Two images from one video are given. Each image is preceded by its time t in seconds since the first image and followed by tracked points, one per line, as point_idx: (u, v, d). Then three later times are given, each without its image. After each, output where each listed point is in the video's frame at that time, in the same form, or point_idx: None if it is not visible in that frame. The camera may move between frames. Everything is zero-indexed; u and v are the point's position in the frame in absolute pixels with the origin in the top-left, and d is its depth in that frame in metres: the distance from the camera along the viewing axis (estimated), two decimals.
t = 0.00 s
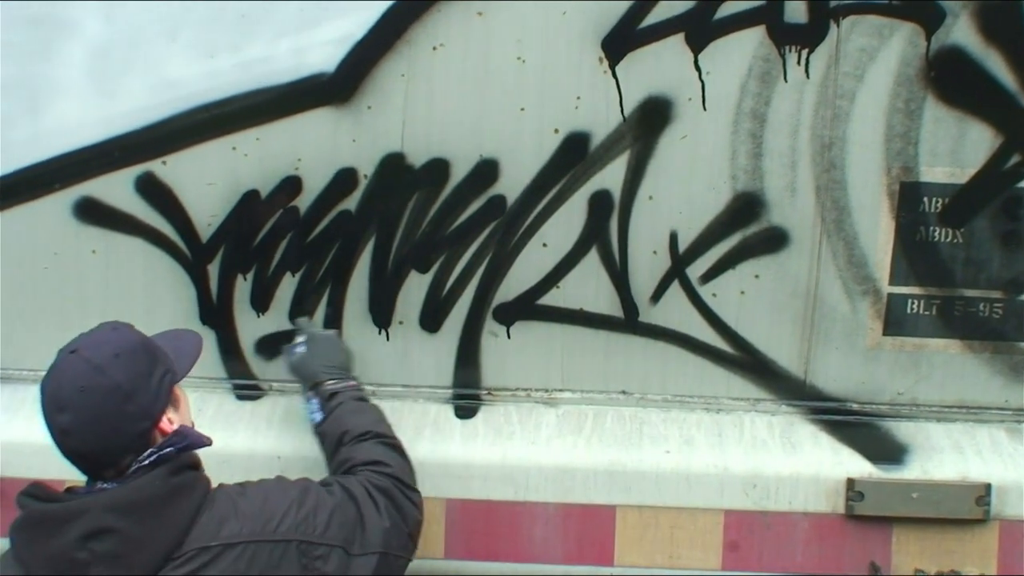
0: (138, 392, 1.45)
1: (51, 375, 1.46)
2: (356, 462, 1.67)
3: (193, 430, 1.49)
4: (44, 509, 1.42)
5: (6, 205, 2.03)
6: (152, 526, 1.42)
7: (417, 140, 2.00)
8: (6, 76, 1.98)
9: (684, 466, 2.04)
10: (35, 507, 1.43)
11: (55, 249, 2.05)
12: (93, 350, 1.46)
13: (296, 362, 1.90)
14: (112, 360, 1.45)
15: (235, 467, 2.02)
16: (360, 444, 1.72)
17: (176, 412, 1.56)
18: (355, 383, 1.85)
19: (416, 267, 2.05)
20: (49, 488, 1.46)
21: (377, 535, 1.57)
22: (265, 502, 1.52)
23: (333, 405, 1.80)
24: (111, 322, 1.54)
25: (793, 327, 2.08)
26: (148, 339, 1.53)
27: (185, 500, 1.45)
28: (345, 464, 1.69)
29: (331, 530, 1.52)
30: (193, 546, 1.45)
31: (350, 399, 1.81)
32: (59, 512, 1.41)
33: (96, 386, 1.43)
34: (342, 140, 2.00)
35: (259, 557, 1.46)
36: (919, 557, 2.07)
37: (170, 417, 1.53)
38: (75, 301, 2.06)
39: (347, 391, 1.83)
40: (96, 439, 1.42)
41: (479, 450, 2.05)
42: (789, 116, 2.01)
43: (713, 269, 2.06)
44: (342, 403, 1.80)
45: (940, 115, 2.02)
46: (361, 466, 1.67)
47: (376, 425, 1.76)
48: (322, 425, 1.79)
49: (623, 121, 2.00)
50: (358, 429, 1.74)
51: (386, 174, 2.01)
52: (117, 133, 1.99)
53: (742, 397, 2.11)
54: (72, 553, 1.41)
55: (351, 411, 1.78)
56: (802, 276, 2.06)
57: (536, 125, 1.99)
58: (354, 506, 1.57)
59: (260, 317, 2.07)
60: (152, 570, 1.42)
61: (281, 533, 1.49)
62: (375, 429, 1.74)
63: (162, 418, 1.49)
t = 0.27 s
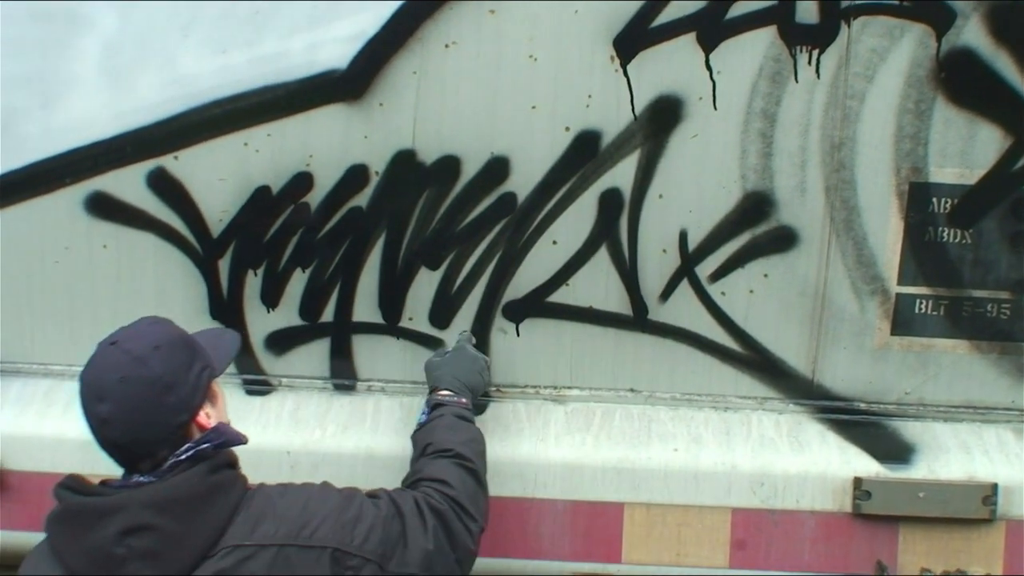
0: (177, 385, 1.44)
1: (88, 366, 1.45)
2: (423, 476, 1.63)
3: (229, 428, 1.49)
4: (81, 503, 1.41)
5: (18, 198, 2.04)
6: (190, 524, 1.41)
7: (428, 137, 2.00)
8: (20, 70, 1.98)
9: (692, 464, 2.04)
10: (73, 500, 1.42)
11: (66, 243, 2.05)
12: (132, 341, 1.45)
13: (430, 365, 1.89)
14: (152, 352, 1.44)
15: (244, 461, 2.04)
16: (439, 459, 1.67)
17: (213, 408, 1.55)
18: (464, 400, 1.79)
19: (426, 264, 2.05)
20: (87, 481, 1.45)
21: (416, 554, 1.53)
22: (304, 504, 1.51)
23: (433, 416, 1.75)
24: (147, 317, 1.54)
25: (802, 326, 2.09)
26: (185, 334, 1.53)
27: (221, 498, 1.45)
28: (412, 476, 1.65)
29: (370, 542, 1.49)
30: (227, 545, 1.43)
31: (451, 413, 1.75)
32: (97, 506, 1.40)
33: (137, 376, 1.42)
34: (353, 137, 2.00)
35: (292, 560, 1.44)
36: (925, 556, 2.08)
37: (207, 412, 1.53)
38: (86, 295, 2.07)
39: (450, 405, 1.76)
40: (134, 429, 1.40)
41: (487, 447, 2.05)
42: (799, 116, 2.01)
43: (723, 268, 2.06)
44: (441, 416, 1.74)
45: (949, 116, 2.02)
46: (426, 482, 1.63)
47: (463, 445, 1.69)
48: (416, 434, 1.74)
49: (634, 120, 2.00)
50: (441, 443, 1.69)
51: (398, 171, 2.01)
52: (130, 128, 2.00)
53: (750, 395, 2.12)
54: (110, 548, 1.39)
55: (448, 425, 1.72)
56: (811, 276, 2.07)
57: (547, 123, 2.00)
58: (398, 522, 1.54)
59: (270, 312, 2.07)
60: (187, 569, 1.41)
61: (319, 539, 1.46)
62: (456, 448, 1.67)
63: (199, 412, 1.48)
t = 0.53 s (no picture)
0: (218, 379, 1.47)
1: (132, 358, 1.48)
2: (425, 466, 1.70)
3: (269, 423, 1.50)
4: (119, 502, 1.44)
5: (24, 195, 2.04)
6: (228, 524, 1.44)
7: (436, 135, 2.00)
8: (28, 67, 1.98)
9: (698, 463, 2.05)
10: (110, 500, 1.45)
11: (73, 239, 2.05)
12: (176, 335, 1.48)
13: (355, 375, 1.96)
14: (194, 346, 1.47)
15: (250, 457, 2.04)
16: (428, 449, 1.75)
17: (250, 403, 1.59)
18: (416, 390, 1.89)
19: (433, 262, 2.06)
20: (123, 480, 1.48)
21: (446, 540, 1.58)
22: (337, 504, 1.54)
23: (399, 411, 1.83)
24: (189, 311, 1.56)
25: (808, 326, 2.09)
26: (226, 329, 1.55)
27: (259, 499, 1.47)
28: (412, 467, 1.72)
29: (402, 536, 1.54)
30: (265, 546, 1.46)
31: (415, 406, 1.84)
32: (136, 506, 1.43)
33: (180, 370, 1.45)
34: (361, 135, 2.00)
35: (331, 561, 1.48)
36: (930, 556, 2.08)
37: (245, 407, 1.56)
38: (93, 292, 2.07)
39: (410, 398, 1.86)
40: (175, 422, 1.43)
41: (493, 445, 2.06)
42: (807, 116, 2.02)
43: (729, 267, 2.07)
44: (409, 409, 1.83)
45: (956, 117, 2.03)
46: (430, 471, 1.69)
47: (442, 431, 1.78)
48: (389, 430, 1.81)
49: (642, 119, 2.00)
50: (424, 435, 1.76)
51: (406, 169, 2.01)
52: (138, 124, 2.00)
53: (755, 395, 2.12)
54: (149, 548, 1.42)
55: (417, 417, 1.81)
56: (817, 276, 2.07)
57: (555, 122, 2.00)
58: (425, 514, 1.59)
59: (277, 310, 2.08)
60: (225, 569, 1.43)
61: (355, 538, 1.50)
62: (440, 435, 1.76)
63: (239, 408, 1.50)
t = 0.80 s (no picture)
0: (224, 375, 1.47)
1: (135, 357, 1.47)
2: (417, 446, 1.72)
3: (277, 417, 1.50)
4: (129, 501, 1.43)
5: (26, 193, 2.03)
6: (238, 519, 1.43)
7: (438, 128, 2.00)
8: (29, 64, 1.97)
9: (703, 452, 2.05)
10: (120, 498, 1.44)
11: (76, 237, 2.05)
12: (179, 332, 1.48)
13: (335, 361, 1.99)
14: (199, 343, 1.47)
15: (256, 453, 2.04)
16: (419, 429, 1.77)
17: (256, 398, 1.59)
18: (399, 369, 1.91)
19: (436, 256, 2.06)
20: (132, 479, 1.47)
21: (450, 517, 1.60)
22: (346, 492, 1.54)
23: (384, 393, 1.85)
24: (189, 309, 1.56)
25: (811, 314, 2.10)
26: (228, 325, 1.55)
27: (268, 491, 1.47)
28: (406, 448, 1.73)
29: (408, 518, 1.55)
30: (276, 538, 1.47)
31: (399, 385, 1.86)
32: (146, 504, 1.42)
33: (185, 367, 1.44)
34: (363, 128, 2.00)
35: (341, 549, 1.49)
36: (936, 542, 2.09)
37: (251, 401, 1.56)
38: (97, 289, 2.07)
39: (393, 379, 1.88)
40: (182, 419, 1.43)
41: (499, 437, 2.06)
42: (808, 105, 2.02)
43: (732, 257, 2.07)
44: (393, 390, 1.85)
45: (957, 104, 2.03)
46: (423, 450, 1.71)
47: (430, 409, 1.81)
48: (376, 413, 1.83)
49: (643, 110, 2.00)
50: (412, 416, 1.79)
51: (408, 163, 2.01)
52: (139, 121, 1.99)
53: (759, 384, 2.13)
54: (160, 546, 1.41)
55: (403, 396, 1.83)
56: (820, 264, 2.08)
57: (557, 114, 2.00)
58: (426, 492, 1.61)
59: (280, 305, 2.08)
60: (236, 564, 1.43)
61: (365, 525, 1.51)
62: (429, 414, 1.79)
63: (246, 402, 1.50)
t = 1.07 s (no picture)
0: (179, 381, 1.48)
1: (90, 367, 1.47)
2: (412, 473, 1.72)
3: (232, 422, 1.52)
4: (86, 509, 1.44)
5: (11, 201, 2.02)
6: (193, 527, 1.44)
7: (424, 131, 2.00)
8: (12, 71, 1.96)
9: (694, 451, 2.05)
10: (78, 506, 1.45)
11: (62, 244, 2.04)
12: (133, 340, 1.48)
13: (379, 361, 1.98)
14: (153, 349, 1.48)
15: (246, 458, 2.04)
16: (424, 456, 1.76)
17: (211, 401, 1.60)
18: (431, 391, 1.90)
19: (423, 258, 2.05)
20: (90, 487, 1.48)
21: (418, 551, 1.59)
22: (308, 504, 1.55)
23: (405, 411, 1.86)
24: (144, 317, 1.57)
25: (799, 312, 2.10)
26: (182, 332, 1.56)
27: (226, 498, 1.48)
28: (402, 473, 1.74)
29: (373, 541, 1.55)
30: (232, 546, 1.47)
31: (422, 406, 1.86)
32: (102, 512, 1.43)
33: (141, 373, 1.45)
34: (349, 131, 1.99)
35: (297, 561, 1.49)
36: (927, 538, 2.10)
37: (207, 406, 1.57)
38: (83, 296, 2.06)
39: (420, 398, 1.88)
40: (139, 426, 1.43)
41: (489, 439, 2.06)
42: (794, 102, 2.02)
43: (720, 255, 2.07)
44: (412, 411, 1.85)
45: (942, 99, 2.03)
46: (417, 478, 1.71)
47: (442, 438, 1.79)
48: (393, 429, 1.84)
49: (630, 110, 2.00)
50: (423, 441, 1.78)
51: (395, 166, 2.01)
52: (124, 127, 1.98)
53: (748, 382, 2.13)
54: (114, 554, 1.42)
55: (421, 420, 1.83)
56: (808, 262, 2.08)
57: (543, 114, 2.00)
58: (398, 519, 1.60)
59: (268, 310, 2.07)
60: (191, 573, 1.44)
61: (324, 539, 1.51)
62: (438, 443, 1.77)
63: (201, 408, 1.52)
